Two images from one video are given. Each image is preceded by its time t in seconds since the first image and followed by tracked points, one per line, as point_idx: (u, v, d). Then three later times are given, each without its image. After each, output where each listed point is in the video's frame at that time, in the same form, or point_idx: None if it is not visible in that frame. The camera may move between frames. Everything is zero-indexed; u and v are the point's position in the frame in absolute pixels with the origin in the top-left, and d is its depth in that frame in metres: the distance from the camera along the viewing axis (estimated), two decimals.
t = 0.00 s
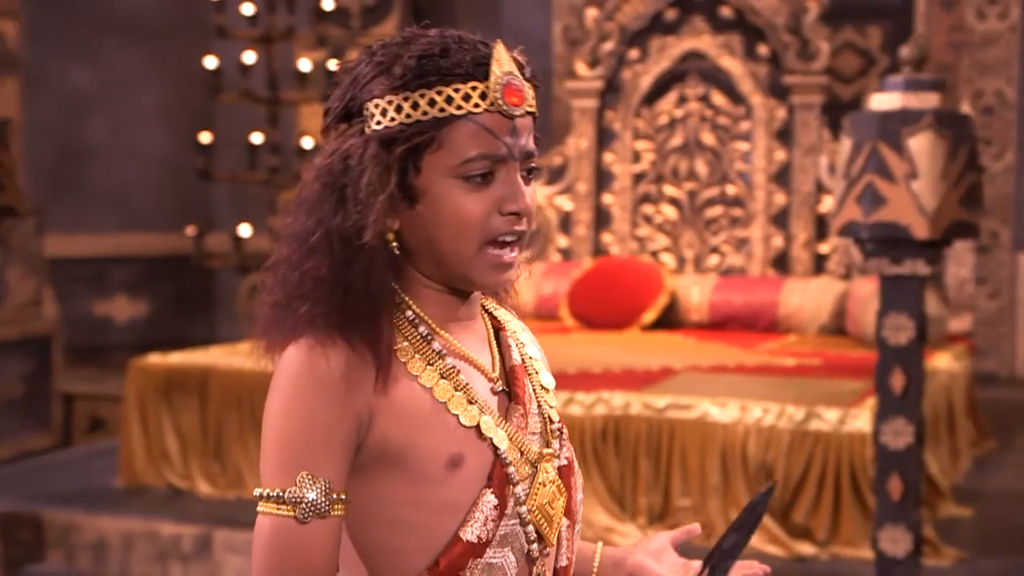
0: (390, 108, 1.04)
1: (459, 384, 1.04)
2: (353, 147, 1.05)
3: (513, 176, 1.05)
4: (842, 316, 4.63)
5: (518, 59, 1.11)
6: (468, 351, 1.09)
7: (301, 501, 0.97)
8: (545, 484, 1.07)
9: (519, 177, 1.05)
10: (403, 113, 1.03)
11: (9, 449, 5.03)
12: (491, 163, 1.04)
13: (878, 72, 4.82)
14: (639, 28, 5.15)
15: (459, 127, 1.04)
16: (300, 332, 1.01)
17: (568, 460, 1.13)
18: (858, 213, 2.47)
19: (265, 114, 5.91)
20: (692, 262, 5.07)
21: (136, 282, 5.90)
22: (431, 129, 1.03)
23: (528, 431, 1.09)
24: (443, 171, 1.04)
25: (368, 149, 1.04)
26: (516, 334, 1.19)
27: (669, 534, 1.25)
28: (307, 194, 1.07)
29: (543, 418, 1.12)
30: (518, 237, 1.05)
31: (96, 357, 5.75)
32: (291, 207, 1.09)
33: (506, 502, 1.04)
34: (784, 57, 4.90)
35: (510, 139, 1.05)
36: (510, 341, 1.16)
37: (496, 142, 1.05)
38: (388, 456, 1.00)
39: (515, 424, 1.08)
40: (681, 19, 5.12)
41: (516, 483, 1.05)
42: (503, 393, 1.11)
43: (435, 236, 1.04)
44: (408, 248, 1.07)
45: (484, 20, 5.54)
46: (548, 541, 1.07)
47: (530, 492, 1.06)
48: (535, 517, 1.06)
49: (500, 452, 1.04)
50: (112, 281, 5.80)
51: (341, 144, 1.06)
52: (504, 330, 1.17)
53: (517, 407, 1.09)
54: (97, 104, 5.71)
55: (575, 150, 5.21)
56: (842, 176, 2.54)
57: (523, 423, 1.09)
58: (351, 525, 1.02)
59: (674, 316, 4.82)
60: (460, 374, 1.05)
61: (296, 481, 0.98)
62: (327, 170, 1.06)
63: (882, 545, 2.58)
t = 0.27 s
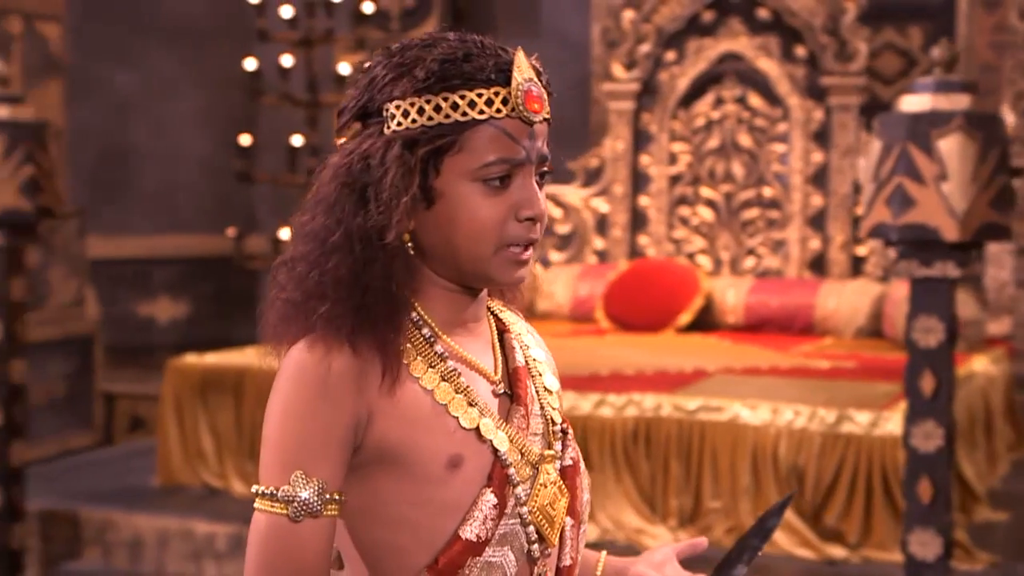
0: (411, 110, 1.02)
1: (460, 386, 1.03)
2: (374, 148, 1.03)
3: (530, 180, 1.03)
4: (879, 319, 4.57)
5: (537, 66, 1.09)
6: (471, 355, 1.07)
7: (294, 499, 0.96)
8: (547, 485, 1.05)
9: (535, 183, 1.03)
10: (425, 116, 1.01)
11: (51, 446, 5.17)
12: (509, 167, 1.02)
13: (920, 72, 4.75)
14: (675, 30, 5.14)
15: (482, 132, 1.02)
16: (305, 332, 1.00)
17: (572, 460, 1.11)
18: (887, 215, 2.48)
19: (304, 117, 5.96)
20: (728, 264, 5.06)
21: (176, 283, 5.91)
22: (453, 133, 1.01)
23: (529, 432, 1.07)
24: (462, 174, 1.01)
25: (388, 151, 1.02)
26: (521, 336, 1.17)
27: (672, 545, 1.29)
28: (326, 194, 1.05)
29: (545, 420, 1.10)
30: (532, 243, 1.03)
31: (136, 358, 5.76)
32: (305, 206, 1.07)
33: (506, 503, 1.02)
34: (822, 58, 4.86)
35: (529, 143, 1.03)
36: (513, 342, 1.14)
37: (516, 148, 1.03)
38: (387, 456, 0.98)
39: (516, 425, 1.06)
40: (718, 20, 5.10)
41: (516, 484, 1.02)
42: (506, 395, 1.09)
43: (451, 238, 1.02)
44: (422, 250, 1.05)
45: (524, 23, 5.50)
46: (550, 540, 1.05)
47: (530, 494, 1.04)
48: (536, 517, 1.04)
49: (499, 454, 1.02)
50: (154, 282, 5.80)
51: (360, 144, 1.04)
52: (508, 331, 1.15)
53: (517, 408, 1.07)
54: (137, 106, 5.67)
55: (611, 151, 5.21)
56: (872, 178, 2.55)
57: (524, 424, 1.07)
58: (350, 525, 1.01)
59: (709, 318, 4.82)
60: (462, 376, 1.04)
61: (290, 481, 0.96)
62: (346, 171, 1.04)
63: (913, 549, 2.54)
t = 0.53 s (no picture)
0: (419, 110, 1.01)
1: (458, 385, 1.02)
2: (381, 148, 1.02)
3: (534, 178, 1.03)
4: (910, 321, 4.54)
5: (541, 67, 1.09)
6: (470, 355, 1.07)
7: (287, 495, 0.95)
8: (544, 481, 1.04)
9: (540, 180, 1.03)
10: (433, 116, 1.01)
11: (86, 444, 5.23)
12: (514, 166, 1.02)
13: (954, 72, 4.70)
14: (706, 30, 5.13)
15: (488, 133, 1.02)
16: (309, 332, 0.99)
17: (572, 458, 1.10)
18: (911, 216, 2.49)
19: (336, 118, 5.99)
20: (759, 265, 5.04)
21: (213, 282, 5.88)
22: (460, 134, 1.01)
23: (526, 429, 1.06)
24: (468, 174, 1.01)
25: (396, 151, 1.01)
26: (522, 334, 1.17)
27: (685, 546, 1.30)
28: (332, 194, 1.04)
29: (543, 417, 1.09)
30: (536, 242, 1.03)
31: (170, 358, 5.79)
32: (309, 206, 1.06)
33: (504, 499, 1.02)
34: (854, 59, 4.84)
35: (533, 142, 1.03)
36: (513, 341, 1.14)
37: (519, 146, 1.02)
38: (384, 454, 0.98)
39: (514, 423, 1.06)
40: (749, 21, 5.08)
41: (512, 480, 1.02)
42: (503, 393, 1.08)
43: (459, 236, 1.02)
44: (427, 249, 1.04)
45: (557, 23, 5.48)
46: (548, 536, 1.04)
47: (527, 491, 1.03)
48: (534, 512, 1.03)
49: (495, 452, 1.02)
50: (189, 282, 5.80)
51: (366, 143, 1.03)
52: (508, 330, 1.15)
53: (514, 406, 1.07)
54: (174, 108, 5.69)
55: (641, 152, 5.20)
56: (896, 179, 2.57)
57: (522, 421, 1.06)
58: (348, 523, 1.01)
59: (740, 319, 4.79)
60: (459, 376, 1.03)
61: (283, 477, 0.96)
62: (353, 170, 1.03)
63: (937, 551, 2.50)
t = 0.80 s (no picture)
0: (415, 113, 1.08)
1: (454, 385, 1.08)
2: (378, 150, 1.09)
3: (529, 178, 1.09)
4: (945, 322, 4.52)
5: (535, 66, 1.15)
6: (469, 355, 1.12)
7: (278, 492, 1.03)
8: (541, 480, 1.10)
9: (534, 179, 1.09)
10: (428, 118, 1.08)
11: (123, 443, 5.28)
12: (509, 166, 1.08)
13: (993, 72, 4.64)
14: (741, 31, 5.12)
15: (482, 132, 1.08)
16: (308, 332, 1.06)
17: (572, 456, 1.15)
18: (939, 217, 2.52)
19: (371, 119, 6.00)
20: (793, 266, 5.00)
21: (253, 283, 5.85)
22: (455, 135, 1.08)
23: (523, 428, 1.12)
24: (465, 174, 1.08)
25: (393, 153, 1.08)
26: (524, 333, 1.22)
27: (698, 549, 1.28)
28: (331, 197, 1.11)
29: (541, 416, 1.14)
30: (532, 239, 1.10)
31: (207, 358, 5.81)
32: (310, 208, 1.13)
33: (499, 497, 1.08)
34: (890, 60, 4.81)
35: (529, 142, 1.09)
36: (513, 340, 1.19)
37: (513, 146, 1.09)
38: (379, 452, 1.05)
39: (511, 422, 1.11)
40: (784, 22, 5.06)
41: (507, 479, 1.08)
42: (501, 392, 1.14)
43: (455, 235, 1.08)
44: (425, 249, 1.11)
45: (592, 25, 5.48)
46: (545, 535, 1.10)
47: (523, 490, 1.09)
48: (529, 511, 1.09)
49: (491, 450, 1.08)
50: (227, 283, 5.78)
51: (364, 147, 1.10)
52: (510, 328, 1.20)
53: (512, 405, 1.12)
54: (212, 110, 5.73)
55: (676, 153, 5.19)
56: (925, 180, 2.60)
57: (519, 420, 1.12)
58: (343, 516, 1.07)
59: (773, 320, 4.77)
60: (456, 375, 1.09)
61: (276, 474, 1.03)
62: (352, 174, 1.10)
63: (964, 554, 2.50)
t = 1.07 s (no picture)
0: (409, 115, 1.16)
1: (444, 384, 1.17)
2: (373, 152, 1.17)
3: (520, 178, 1.17)
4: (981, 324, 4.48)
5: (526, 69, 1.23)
6: (460, 355, 1.21)
7: (269, 488, 1.11)
8: (532, 478, 1.18)
9: (525, 181, 1.17)
10: (422, 118, 1.16)
11: (160, 442, 5.33)
12: (500, 168, 1.17)
13: None
14: (775, 32, 5.07)
15: (473, 133, 1.17)
16: (303, 330, 1.15)
17: (568, 455, 1.25)
18: (966, 219, 2.52)
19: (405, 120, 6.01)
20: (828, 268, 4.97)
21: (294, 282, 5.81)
22: (447, 137, 1.16)
23: (514, 426, 1.20)
24: (456, 175, 1.16)
25: (388, 154, 1.16)
26: (519, 332, 1.31)
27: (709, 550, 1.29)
28: (327, 197, 1.20)
29: (535, 414, 1.23)
30: (524, 238, 1.18)
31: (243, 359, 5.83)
32: (305, 208, 1.22)
33: (489, 494, 1.16)
34: (926, 60, 4.75)
35: (520, 144, 1.18)
36: (508, 339, 1.28)
37: (505, 147, 1.17)
38: (370, 448, 1.13)
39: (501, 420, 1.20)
40: (818, 23, 5.02)
41: (497, 476, 1.16)
42: (494, 390, 1.22)
43: (446, 235, 1.17)
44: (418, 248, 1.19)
45: (628, 27, 5.48)
46: (537, 531, 1.18)
47: (514, 486, 1.17)
48: (520, 509, 1.17)
49: (480, 448, 1.16)
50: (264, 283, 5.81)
51: (360, 149, 1.19)
52: (505, 329, 1.30)
53: (503, 404, 1.21)
54: (251, 111, 5.78)
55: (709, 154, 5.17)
56: (953, 180, 2.61)
57: (509, 417, 1.20)
58: (337, 508, 1.17)
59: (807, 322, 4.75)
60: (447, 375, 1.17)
61: (268, 469, 1.12)
62: (348, 174, 1.18)
63: (992, 557, 2.49)
